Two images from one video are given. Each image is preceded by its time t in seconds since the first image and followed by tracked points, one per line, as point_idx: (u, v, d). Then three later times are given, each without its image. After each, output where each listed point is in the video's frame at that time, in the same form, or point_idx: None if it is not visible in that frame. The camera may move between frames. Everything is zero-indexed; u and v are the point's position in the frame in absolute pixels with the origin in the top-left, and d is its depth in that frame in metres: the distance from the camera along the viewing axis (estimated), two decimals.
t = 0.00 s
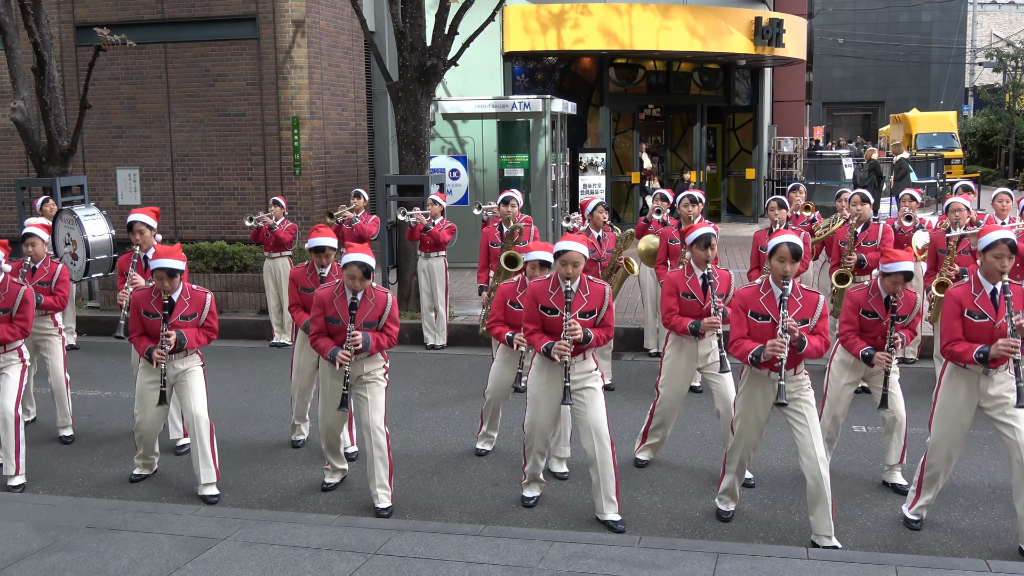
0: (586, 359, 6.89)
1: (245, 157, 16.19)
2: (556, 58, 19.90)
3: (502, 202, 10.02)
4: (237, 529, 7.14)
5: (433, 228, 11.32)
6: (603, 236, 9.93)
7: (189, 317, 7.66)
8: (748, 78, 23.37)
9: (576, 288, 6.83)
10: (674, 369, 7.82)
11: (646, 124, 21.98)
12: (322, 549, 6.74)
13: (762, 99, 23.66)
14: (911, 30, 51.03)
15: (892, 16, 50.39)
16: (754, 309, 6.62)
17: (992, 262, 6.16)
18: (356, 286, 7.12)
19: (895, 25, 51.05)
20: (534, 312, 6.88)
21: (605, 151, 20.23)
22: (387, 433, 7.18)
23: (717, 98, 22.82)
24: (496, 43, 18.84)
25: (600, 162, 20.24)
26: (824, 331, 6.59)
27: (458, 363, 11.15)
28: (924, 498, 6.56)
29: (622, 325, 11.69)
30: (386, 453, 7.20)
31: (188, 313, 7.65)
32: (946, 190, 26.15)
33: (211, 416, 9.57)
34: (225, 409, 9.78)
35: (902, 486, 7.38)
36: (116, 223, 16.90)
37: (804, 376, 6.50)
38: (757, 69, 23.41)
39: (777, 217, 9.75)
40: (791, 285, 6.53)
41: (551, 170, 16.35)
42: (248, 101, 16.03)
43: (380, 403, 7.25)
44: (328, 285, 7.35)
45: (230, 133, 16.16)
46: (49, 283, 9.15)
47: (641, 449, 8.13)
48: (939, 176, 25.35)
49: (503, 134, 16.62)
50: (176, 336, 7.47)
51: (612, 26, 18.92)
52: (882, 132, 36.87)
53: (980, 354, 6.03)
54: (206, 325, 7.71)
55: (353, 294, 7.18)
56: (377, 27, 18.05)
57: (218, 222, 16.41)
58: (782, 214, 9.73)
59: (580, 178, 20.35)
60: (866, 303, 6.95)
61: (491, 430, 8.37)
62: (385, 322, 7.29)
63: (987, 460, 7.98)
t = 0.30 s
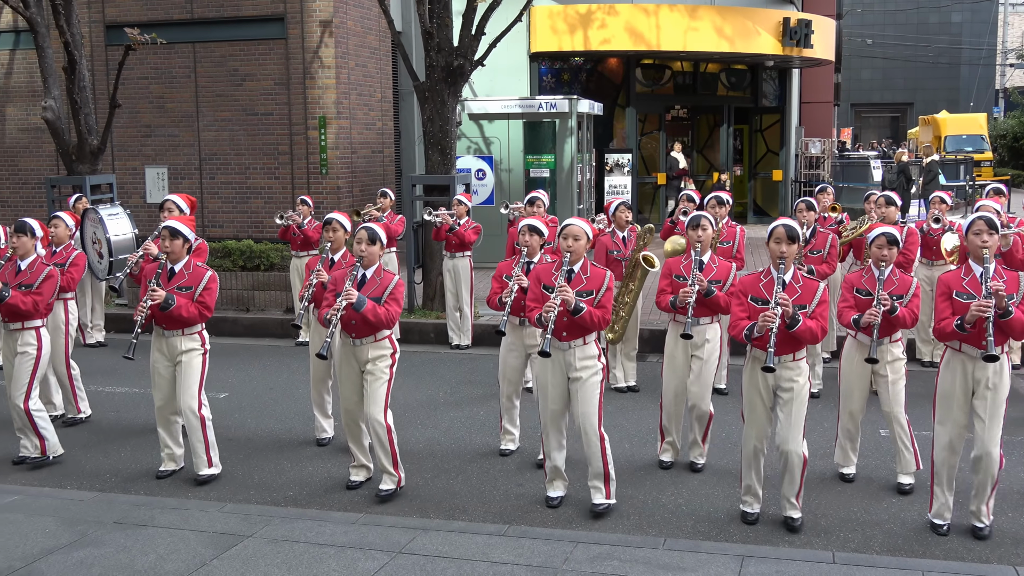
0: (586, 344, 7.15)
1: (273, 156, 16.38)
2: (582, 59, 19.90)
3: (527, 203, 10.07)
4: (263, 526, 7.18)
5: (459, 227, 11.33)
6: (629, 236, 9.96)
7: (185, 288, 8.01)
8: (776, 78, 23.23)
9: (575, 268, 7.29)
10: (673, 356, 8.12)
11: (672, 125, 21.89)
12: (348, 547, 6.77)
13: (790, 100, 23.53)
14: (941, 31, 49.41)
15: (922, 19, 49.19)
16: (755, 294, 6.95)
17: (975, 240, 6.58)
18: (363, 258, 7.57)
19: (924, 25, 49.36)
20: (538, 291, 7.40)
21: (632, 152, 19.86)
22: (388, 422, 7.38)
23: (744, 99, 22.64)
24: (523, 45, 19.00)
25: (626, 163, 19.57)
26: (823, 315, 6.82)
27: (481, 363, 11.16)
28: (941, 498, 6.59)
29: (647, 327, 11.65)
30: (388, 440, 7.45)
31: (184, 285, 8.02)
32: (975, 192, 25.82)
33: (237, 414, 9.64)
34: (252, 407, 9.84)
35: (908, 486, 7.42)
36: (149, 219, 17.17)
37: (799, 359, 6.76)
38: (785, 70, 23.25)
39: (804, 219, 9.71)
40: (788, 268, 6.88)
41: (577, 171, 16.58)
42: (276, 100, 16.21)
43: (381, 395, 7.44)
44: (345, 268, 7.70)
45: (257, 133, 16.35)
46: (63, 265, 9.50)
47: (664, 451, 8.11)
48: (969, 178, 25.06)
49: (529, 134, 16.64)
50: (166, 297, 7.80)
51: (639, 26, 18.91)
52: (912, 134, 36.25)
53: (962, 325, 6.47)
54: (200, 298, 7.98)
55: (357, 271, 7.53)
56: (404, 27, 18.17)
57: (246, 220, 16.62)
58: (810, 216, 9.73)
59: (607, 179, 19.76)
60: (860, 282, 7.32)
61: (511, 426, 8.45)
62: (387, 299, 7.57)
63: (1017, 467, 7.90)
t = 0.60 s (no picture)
0: (605, 343, 7.16)
1: (301, 156, 16.49)
2: (610, 60, 19.87)
3: (554, 203, 10.07)
4: (289, 524, 7.22)
5: (490, 226, 11.38)
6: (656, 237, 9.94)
7: (206, 281, 8.11)
8: (805, 79, 23.03)
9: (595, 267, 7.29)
10: (696, 358, 8.08)
11: (700, 126, 21.81)
12: (374, 546, 6.80)
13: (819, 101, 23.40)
14: (973, 32, 47.83)
15: (953, 19, 48.28)
16: (778, 293, 6.92)
17: (993, 242, 6.55)
18: (386, 255, 7.63)
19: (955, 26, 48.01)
20: (558, 290, 7.35)
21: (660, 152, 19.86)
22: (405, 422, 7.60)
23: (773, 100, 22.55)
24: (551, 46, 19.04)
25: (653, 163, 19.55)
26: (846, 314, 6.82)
27: (508, 363, 11.17)
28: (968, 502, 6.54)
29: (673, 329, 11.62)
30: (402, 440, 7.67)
31: (206, 278, 8.12)
32: (1006, 195, 25.48)
33: (265, 412, 9.70)
34: (279, 405, 9.90)
35: (896, 481, 7.58)
36: (181, 218, 17.36)
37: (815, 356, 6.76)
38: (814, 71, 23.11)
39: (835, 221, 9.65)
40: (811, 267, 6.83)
41: (605, 172, 16.55)
42: (305, 101, 16.33)
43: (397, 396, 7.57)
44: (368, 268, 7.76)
45: (286, 132, 16.48)
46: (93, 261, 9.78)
47: (689, 452, 8.10)
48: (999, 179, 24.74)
49: (557, 135, 16.66)
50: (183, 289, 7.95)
51: (667, 27, 18.85)
52: (943, 136, 35.69)
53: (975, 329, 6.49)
54: (218, 291, 8.07)
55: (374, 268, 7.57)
56: (432, 27, 18.23)
57: (274, 219, 16.74)
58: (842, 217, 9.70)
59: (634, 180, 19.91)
60: (878, 283, 7.31)
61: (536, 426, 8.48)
62: (405, 297, 7.56)
63: None
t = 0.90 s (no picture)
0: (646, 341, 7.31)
1: (328, 157, 16.57)
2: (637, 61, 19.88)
3: (582, 205, 10.06)
4: (316, 523, 7.26)
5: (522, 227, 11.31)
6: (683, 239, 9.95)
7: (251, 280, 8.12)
8: (833, 81, 22.88)
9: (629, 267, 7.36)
10: (740, 366, 7.92)
11: (727, 127, 21.72)
12: (399, 546, 6.81)
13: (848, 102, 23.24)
14: (1005, 33, 47.13)
15: (985, 19, 47.41)
16: (823, 298, 6.90)
17: None
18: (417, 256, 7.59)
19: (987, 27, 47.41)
20: (598, 295, 7.23)
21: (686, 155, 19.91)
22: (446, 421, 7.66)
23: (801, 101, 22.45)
24: (578, 47, 19.06)
25: (680, 165, 19.53)
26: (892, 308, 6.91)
27: (534, 365, 11.16)
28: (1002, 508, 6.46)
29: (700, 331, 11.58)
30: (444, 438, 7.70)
31: (250, 277, 8.12)
32: None
33: (292, 411, 9.76)
34: (306, 405, 9.96)
35: (962, 490, 7.38)
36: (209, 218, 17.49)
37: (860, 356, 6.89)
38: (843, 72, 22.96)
39: (868, 224, 9.64)
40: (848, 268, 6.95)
41: (631, 173, 16.56)
42: (332, 101, 16.41)
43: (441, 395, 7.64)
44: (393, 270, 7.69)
45: (314, 132, 16.59)
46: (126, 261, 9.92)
47: (717, 456, 8.07)
48: None
49: (583, 136, 16.68)
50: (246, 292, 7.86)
51: (695, 28, 18.79)
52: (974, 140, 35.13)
53: None
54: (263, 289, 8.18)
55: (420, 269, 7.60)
56: (460, 28, 18.26)
57: (301, 220, 16.83)
58: (875, 220, 9.64)
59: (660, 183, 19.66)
60: (928, 290, 7.21)
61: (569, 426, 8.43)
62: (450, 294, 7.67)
63: None
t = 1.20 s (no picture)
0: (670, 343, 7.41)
1: (354, 157, 16.65)
2: (664, 62, 19.83)
3: (607, 207, 10.13)
4: (341, 522, 7.29)
5: (548, 230, 11.40)
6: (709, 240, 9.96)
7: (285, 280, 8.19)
8: (861, 82, 22.76)
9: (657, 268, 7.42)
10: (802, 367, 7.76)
11: (754, 128, 21.60)
12: (424, 546, 6.83)
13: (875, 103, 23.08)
14: None
15: (1015, 19, 46.78)
16: (851, 300, 6.86)
17: None
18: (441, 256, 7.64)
19: (1017, 27, 46.59)
20: (632, 295, 7.23)
21: (711, 156, 19.85)
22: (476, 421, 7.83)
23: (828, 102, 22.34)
24: (604, 47, 19.06)
25: (706, 167, 19.74)
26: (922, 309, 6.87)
27: (559, 365, 11.17)
28: None
29: (725, 333, 11.54)
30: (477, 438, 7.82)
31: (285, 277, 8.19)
32: None
33: (317, 411, 9.81)
34: (332, 404, 10.01)
35: (991, 497, 7.29)
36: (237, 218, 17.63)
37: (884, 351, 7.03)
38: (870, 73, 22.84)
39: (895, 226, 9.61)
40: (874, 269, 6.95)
41: (657, 174, 16.54)
42: (359, 103, 16.49)
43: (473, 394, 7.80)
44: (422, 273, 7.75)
45: (341, 133, 16.67)
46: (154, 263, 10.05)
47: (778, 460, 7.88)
48: None
49: (609, 138, 16.69)
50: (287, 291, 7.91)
51: (721, 29, 18.70)
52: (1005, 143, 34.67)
53: None
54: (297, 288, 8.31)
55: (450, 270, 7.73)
56: (486, 30, 18.31)
57: (328, 221, 16.92)
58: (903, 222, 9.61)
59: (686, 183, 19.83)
60: (972, 292, 7.14)
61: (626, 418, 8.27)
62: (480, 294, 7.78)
63: None
